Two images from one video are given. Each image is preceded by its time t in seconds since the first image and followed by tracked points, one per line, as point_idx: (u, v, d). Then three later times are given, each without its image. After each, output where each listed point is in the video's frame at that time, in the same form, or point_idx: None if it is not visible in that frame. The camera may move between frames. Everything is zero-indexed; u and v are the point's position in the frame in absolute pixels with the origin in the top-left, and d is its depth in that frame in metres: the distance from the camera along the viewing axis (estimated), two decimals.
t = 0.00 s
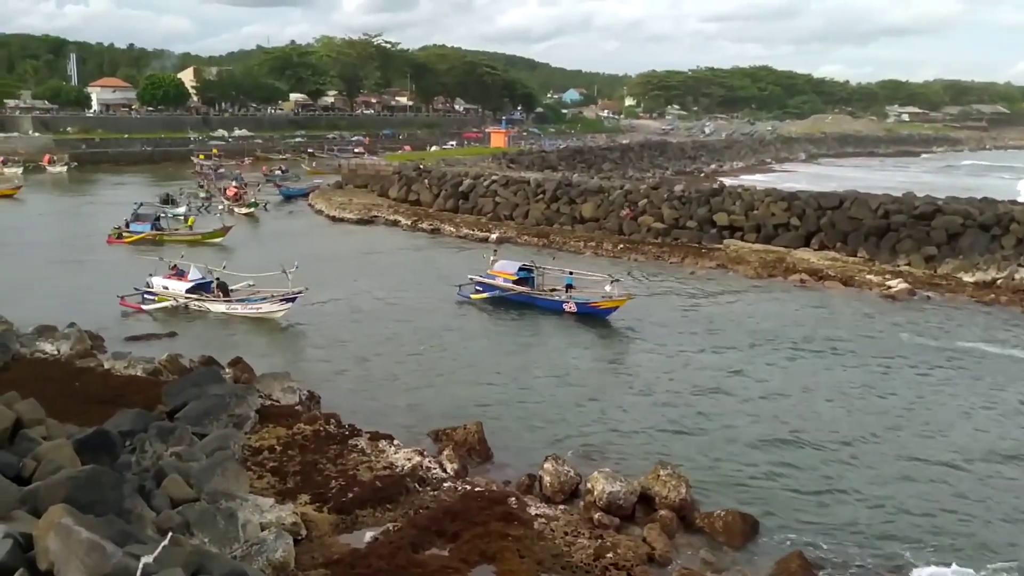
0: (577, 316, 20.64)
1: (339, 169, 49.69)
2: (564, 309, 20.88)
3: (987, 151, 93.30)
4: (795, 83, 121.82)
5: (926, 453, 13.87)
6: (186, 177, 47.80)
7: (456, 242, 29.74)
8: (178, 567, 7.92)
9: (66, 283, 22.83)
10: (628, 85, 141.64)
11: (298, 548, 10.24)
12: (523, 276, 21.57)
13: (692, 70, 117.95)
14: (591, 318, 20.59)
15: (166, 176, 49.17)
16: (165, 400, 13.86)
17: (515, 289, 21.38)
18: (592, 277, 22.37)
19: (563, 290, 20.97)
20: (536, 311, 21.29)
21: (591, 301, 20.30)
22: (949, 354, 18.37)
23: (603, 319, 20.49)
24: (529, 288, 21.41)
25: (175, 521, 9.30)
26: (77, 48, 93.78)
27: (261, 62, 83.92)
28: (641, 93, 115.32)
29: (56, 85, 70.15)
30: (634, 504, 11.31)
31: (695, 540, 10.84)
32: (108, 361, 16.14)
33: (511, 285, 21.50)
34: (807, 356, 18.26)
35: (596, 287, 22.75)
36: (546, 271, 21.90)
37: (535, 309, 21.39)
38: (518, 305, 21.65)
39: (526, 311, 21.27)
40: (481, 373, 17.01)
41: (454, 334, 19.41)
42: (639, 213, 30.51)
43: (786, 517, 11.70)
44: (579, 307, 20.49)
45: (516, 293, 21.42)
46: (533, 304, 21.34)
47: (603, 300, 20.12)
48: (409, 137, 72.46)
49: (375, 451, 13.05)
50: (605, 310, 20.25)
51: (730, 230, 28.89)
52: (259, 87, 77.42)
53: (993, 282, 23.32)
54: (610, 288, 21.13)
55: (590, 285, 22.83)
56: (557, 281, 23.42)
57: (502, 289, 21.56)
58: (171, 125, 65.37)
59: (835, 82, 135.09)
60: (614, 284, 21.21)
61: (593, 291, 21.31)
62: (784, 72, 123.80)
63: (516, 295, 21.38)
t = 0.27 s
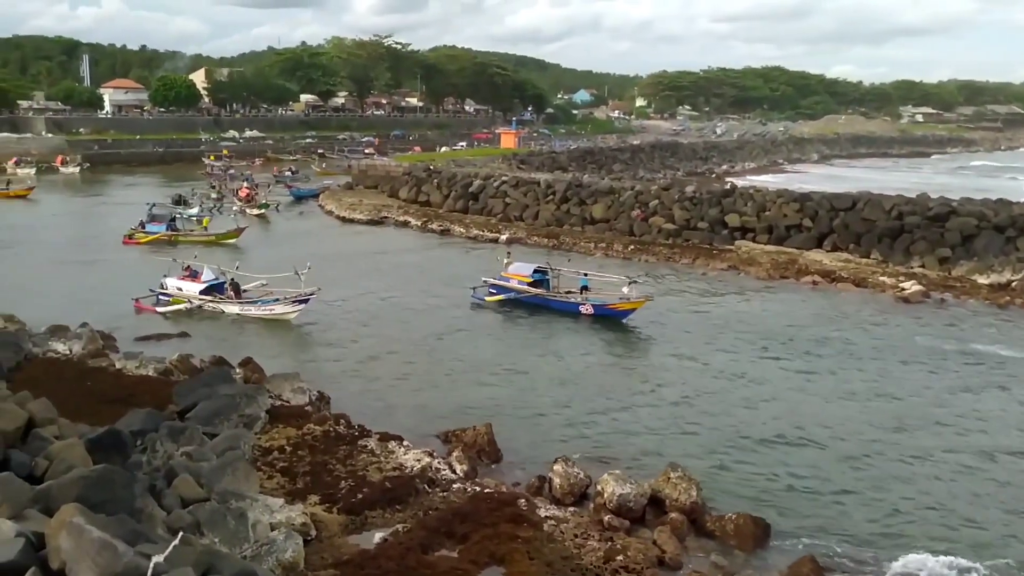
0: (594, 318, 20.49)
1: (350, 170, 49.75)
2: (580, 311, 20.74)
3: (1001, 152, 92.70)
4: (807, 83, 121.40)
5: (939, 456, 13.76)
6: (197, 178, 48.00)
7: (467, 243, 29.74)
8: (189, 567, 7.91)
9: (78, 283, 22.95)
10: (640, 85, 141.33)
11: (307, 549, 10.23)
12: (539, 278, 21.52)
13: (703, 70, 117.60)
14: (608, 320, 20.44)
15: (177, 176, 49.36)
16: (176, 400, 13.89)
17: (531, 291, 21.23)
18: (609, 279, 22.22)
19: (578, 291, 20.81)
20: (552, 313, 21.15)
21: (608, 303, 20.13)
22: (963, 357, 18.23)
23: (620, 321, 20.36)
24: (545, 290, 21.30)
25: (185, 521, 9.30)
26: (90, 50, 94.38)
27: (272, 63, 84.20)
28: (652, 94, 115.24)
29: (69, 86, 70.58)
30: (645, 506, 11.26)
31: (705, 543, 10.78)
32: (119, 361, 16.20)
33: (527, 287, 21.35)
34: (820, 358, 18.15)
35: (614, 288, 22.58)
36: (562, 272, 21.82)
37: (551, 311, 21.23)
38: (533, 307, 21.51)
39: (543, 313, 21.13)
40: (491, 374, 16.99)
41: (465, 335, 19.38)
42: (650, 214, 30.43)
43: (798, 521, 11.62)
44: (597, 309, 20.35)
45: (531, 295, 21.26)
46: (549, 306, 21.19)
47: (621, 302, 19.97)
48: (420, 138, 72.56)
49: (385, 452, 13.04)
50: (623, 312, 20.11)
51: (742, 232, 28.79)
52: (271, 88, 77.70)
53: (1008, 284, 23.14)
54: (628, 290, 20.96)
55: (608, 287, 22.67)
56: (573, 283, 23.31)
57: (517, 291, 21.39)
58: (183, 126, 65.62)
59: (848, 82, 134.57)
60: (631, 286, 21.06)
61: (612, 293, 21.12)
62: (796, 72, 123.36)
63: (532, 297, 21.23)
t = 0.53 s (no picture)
0: (611, 320, 20.35)
1: (360, 171, 49.82)
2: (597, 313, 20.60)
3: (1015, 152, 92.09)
4: (819, 84, 120.95)
5: (951, 460, 13.66)
6: (207, 179, 48.15)
7: (477, 243, 29.73)
8: (199, 566, 7.91)
9: (89, 283, 23.03)
10: (650, 86, 141.08)
11: (316, 549, 10.23)
12: (554, 281, 21.44)
13: (714, 71, 117.28)
14: (625, 322, 20.28)
15: (188, 177, 49.50)
16: (186, 400, 13.90)
17: (546, 293, 21.11)
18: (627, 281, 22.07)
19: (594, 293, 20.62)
20: (568, 315, 21.01)
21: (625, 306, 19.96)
22: (976, 360, 18.10)
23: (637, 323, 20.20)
24: (560, 292, 21.18)
25: (195, 520, 9.30)
26: (101, 51, 94.79)
27: (283, 64, 84.41)
28: (663, 94, 115.11)
29: (80, 87, 70.91)
30: (655, 508, 11.20)
31: (716, 546, 10.72)
32: (130, 361, 16.24)
33: (542, 289, 21.21)
34: (832, 360, 18.05)
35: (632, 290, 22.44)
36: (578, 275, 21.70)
37: (567, 313, 21.11)
38: (549, 309, 21.39)
39: (559, 315, 20.98)
40: (500, 375, 16.95)
41: (475, 336, 19.35)
42: (660, 214, 30.35)
43: (810, 523, 11.56)
44: (613, 311, 20.22)
45: (547, 298, 21.14)
46: (565, 308, 21.06)
47: (638, 304, 19.80)
48: (430, 138, 72.61)
49: (394, 453, 13.03)
50: (639, 314, 19.95)
51: (753, 233, 28.70)
52: (281, 89, 77.88)
53: (1022, 286, 22.97)
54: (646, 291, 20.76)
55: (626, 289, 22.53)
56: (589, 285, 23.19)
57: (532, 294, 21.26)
58: (194, 126, 65.84)
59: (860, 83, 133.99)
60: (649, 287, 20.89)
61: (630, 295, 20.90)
62: (808, 73, 122.92)
63: (548, 300, 21.12)
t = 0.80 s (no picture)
0: (627, 323, 20.17)
1: (370, 172, 49.88)
2: (613, 316, 20.41)
3: None
4: (831, 84, 120.55)
5: (963, 463, 13.56)
6: (217, 179, 48.30)
7: (486, 244, 29.73)
8: (209, 566, 7.91)
9: (100, 283, 23.12)
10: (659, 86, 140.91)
11: (325, 549, 10.23)
12: (569, 283, 21.30)
13: (724, 71, 117.04)
14: (641, 324, 20.10)
15: (198, 177, 49.66)
16: (196, 400, 13.93)
17: (561, 295, 20.97)
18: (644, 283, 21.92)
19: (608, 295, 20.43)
20: (584, 318, 20.85)
21: (641, 308, 19.78)
22: (989, 362, 17.97)
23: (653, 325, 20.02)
24: (575, 295, 21.03)
25: (205, 520, 9.31)
26: (112, 52, 95.23)
27: (293, 65, 84.60)
28: (673, 94, 114.95)
29: (92, 87, 71.25)
30: (664, 510, 11.15)
31: (726, 548, 10.67)
32: (140, 361, 16.29)
33: (556, 291, 21.10)
34: (844, 362, 17.96)
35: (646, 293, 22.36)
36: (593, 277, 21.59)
37: (583, 315, 20.94)
38: (564, 311, 21.24)
39: (576, 318, 20.81)
40: (510, 376, 16.93)
41: (485, 337, 19.33)
42: (671, 215, 30.28)
43: (821, 526, 11.50)
44: (629, 313, 20.03)
45: (561, 300, 20.99)
46: (580, 310, 20.90)
47: (654, 306, 19.62)
48: (439, 139, 72.67)
49: (403, 453, 13.03)
50: (656, 317, 19.76)
51: (764, 234, 28.60)
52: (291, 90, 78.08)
53: None
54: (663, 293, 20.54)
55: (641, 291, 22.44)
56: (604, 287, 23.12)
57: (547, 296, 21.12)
58: (204, 127, 66.07)
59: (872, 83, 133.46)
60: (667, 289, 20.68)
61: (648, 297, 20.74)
62: (820, 73, 122.53)
63: (562, 302, 20.97)
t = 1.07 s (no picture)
0: (644, 326, 19.96)
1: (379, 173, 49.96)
2: (629, 319, 20.22)
3: None
4: (841, 86, 120.15)
5: (974, 466, 13.47)
6: (227, 180, 48.48)
7: (495, 245, 29.73)
8: (219, 566, 7.91)
9: (110, 283, 23.20)
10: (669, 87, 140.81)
11: (334, 549, 10.23)
12: (584, 285, 21.18)
13: (735, 72, 116.76)
14: (658, 327, 19.92)
15: (207, 178, 49.84)
16: (206, 400, 13.96)
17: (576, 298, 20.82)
18: (660, 286, 21.77)
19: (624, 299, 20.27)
20: (600, 321, 20.68)
21: (658, 312, 19.60)
22: (1001, 366, 17.85)
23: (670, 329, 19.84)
24: (590, 297, 20.89)
25: (214, 519, 9.31)
26: (123, 52, 95.81)
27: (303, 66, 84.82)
28: (683, 95, 114.82)
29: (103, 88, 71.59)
30: (674, 512, 11.08)
31: (735, 552, 10.63)
32: (149, 361, 16.34)
33: (571, 293, 21.02)
34: (855, 365, 17.88)
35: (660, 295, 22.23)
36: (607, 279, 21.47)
37: (598, 318, 20.78)
38: (579, 314, 21.10)
39: (590, 321, 20.67)
40: (518, 378, 16.89)
41: (495, 338, 19.32)
42: (680, 216, 30.21)
43: (831, 528, 11.44)
44: (646, 317, 19.82)
45: (576, 303, 20.85)
46: (595, 313, 20.73)
47: (671, 310, 19.44)
48: (449, 140, 72.73)
49: (412, 454, 13.02)
50: (673, 320, 19.58)
51: (774, 235, 28.51)
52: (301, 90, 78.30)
53: None
54: (680, 297, 20.36)
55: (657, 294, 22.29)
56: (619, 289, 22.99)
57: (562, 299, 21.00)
58: (215, 128, 66.34)
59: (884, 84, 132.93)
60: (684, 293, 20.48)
61: (664, 301, 20.60)
62: (831, 74, 122.15)
63: (578, 305, 20.84)
